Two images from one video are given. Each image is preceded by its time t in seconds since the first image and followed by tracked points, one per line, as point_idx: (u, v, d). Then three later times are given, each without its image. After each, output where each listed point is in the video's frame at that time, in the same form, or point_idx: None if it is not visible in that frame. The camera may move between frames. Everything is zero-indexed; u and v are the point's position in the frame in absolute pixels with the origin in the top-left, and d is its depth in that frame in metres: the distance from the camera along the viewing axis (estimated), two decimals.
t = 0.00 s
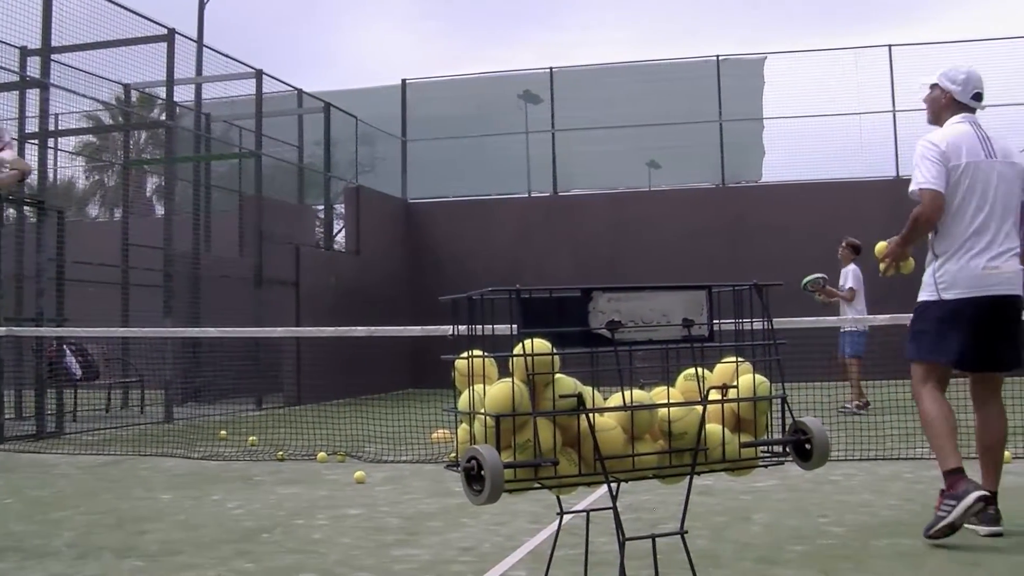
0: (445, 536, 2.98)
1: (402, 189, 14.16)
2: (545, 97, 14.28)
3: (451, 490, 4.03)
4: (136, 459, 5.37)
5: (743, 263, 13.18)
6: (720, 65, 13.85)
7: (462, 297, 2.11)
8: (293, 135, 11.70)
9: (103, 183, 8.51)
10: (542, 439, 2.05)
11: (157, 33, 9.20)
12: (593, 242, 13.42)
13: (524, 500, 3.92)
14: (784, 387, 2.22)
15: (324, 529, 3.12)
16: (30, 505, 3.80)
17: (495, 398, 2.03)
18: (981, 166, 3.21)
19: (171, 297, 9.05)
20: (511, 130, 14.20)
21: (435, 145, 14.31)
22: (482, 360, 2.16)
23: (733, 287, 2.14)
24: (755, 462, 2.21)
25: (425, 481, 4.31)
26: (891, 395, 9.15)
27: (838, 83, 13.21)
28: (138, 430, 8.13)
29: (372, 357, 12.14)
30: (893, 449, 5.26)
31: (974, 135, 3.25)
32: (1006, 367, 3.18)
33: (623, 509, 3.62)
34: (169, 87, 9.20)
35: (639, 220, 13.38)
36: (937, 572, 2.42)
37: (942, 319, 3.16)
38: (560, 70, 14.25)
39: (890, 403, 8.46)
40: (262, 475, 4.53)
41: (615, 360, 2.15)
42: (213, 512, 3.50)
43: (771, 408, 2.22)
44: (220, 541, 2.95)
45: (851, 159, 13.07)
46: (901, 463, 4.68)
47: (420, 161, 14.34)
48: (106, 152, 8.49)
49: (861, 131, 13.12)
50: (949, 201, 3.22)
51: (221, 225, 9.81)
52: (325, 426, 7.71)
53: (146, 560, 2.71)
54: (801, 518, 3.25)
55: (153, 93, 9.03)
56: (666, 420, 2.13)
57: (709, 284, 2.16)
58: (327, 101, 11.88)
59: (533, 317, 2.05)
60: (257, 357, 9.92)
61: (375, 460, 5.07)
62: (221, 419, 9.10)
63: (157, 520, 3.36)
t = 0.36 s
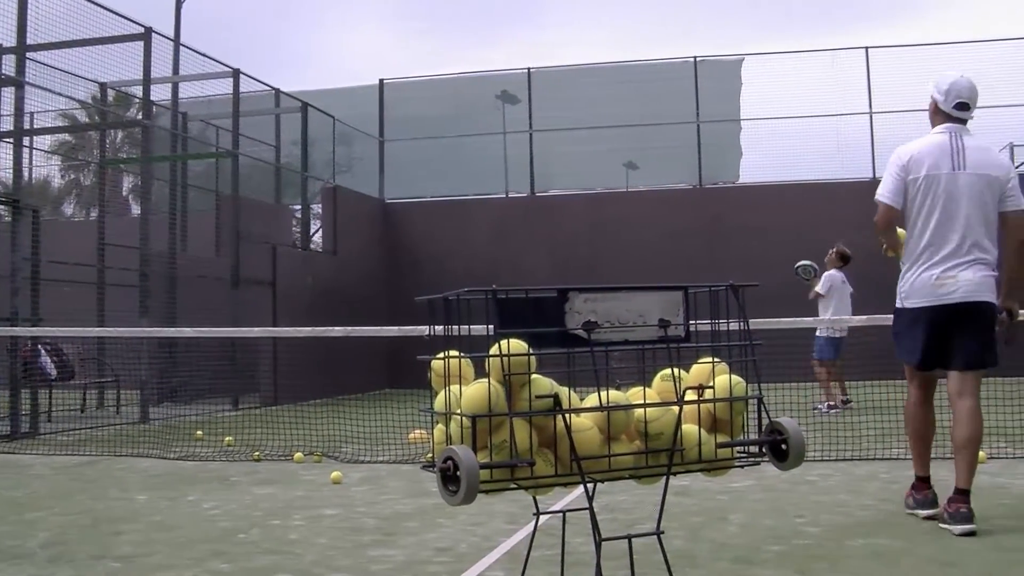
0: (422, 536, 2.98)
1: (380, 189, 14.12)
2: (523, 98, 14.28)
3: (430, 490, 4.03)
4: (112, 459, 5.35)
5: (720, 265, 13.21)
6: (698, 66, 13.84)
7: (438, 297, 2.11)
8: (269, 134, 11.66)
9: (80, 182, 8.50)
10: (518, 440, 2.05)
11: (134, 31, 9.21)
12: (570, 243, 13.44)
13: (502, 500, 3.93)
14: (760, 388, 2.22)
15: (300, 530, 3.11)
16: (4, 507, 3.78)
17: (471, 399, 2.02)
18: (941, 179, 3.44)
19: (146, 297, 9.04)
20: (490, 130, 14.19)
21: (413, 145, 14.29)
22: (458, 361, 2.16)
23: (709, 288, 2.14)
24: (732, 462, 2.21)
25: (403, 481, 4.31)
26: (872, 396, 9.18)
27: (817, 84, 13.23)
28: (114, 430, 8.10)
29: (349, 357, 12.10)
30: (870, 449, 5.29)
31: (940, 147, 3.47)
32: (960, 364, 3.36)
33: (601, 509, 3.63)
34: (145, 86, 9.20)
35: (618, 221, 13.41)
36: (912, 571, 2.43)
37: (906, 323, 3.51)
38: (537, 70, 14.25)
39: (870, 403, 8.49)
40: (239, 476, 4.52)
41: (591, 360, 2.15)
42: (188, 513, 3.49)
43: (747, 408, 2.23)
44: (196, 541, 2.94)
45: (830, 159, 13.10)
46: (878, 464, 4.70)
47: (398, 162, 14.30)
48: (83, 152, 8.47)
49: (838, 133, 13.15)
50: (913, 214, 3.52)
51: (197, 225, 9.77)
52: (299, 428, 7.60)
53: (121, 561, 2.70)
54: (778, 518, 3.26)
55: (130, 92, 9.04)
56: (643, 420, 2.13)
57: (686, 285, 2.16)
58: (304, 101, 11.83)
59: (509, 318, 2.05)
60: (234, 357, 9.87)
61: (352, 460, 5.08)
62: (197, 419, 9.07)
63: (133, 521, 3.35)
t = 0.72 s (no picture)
0: (400, 536, 2.98)
1: (358, 189, 14.10)
2: (502, 98, 14.28)
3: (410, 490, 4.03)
4: (90, 460, 5.33)
5: (698, 266, 13.24)
6: (677, 68, 13.88)
7: (416, 298, 2.11)
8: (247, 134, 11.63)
9: (57, 181, 8.59)
10: (496, 440, 2.05)
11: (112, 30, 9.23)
12: (548, 244, 13.46)
13: (480, 500, 3.93)
14: (738, 389, 2.23)
15: (278, 530, 3.11)
16: None
17: (449, 399, 2.02)
18: (909, 193, 3.57)
19: (124, 296, 9.03)
20: (469, 130, 14.20)
21: (392, 145, 14.27)
22: (437, 361, 2.16)
23: (687, 288, 2.14)
24: (709, 462, 2.22)
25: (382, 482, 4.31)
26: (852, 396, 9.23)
27: (796, 86, 13.28)
28: (91, 430, 8.08)
29: (328, 358, 12.07)
30: (847, 449, 5.31)
31: (907, 164, 3.63)
32: (943, 364, 3.41)
33: (580, 510, 3.64)
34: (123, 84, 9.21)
35: (597, 222, 13.41)
36: (888, 571, 2.44)
37: (893, 328, 3.60)
38: (516, 70, 14.26)
39: (849, 403, 8.54)
40: (216, 476, 4.51)
41: (569, 360, 2.15)
42: (166, 513, 3.49)
43: (725, 408, 2.24)
44: (172, 542, 2.93)
45: (810, 160, 13.14)
46: (856, 463, 4.72)
47: (377, 162, 14.27)
48: (61, 150, 8.54)
49: (816, 133, 13.22)
50: (891, 232, 3.64)
51: (175, 225, 9.73)
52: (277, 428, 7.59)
53: (98, 562, 2.69)
54: (756, 518, 3.27)
55: (108, 90, 9.02)
56: (621, 420, 2.13)
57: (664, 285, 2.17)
58: (282, 101, 11.80)
59: (486, 318, 2.05)
60: (213, 357, 9.84)
61: (330, 461, 5.07)
62: (175, 419, 9.06)
63: (110, 522, 3.34)
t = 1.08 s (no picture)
0: (382, 537, 2.98)
1: (341, 189, 14.06)
2: (484, 98, 14.27)
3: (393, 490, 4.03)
4: (71, 460, 5.32)
5: (680, 267, 13.26)
6: (660, 68, 13.89)
7: (398, 297, 2.11)
8: (229, 134, 11.57)
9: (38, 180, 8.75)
10: (478, 441, 2.05)
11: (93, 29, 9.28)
12: (529, 245, 13.46)
13: (463, 500, 3.94)
14: (720, 389, 2.23)
15: (260, 531, 3.10)
16: None
17: (431, 399, 2.01)
18: (905, 192, 3.73)
19: (106, 296, 9.02)
20: (452, 131, 14.18)
21: (375, 145, 14.24)
22: (418, 360, 2.16)
23: (669, 288, 2.14)
24: (691, 462, 2.22)
25: (365, 482, 4.30)
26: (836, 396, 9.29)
27: (778, 87, 13.34)
28: (73, 430, 8.07)
29: (309, 359, 12.02)
30: (829, 449, 5.33)
31: (900, 168, 3.79)
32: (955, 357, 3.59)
33: (562, 509, 3.64)
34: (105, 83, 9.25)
35: (579, 223, 13.42)
36: (869, 571, 2.45)
37: (893, 322, 3.71)
38: (498, 70, 14.25)
39: (832, 403, 8.56)
40: (198, 476, 4.50)
41: (553, 362, 2.14)
42: (147, 514, 3.48)
43: (707, 408, 2.24)
44: (153, 543, 2.93)
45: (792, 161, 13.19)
46: (838, 463, 4.74)
47: (360, 162, 14.23)
48: (42, 149, 8.86)
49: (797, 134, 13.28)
50: (888, 230, 3.79)
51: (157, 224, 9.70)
52: (260, 428, 7.56)
53: (78, 563, 2.68)
54: (739, 518, 3.28)
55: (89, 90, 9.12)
56: (603, 421, 2.14)
57: (646, 286, 2.17)
58: (266, 100, 11.72)
59: (468, 318, 2.05)
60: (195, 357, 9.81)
61: (312, 461, 5.07)
62: (157, 419, 9.05)
63: (91, 522, 3.33)
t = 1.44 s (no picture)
0: (365, 537, 2.97)
1: (324, 190, 14.06)
2: (468, 98, 14.29)
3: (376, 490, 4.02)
4: (52, 460, 5.30)
5: (663, 269, 13.24)
6: (643, 69, 13.96)
7: (380, 298, 2.10)
8: (211, 134, 11.57)
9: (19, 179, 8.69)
10: (460, 441, 2.05)
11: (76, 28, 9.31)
12: (511, 247, 13.44)
13: (446, 501, 3.94)
14: (701, 390, 2.23)
15: (242, 531, 3.10)
16: None
17: (413, 399, 2.01)
18: (955, 196, 3.78)
19: (88, 294, 9.00)
20: (435, 131, 14.22)
21: (358, 146, 14.26)
22: (400, 361, 2.15)
23: (651, 288, 2.15)
24: (673, 463, 2.22)
25: (347, 482, 4.30)
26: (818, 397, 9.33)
27: (760, 89, 13.42)
28: (54, 430, 8.05)
29: (292, 359, 12.00)
30: (811, 449, 5.35)
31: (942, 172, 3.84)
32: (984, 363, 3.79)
33: (545, 510, 3.65)
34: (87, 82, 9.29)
35: (562, 224, 13.41)
36: (850, 570, 2.46)
37: (930, 323, 3.74)
38: (482, 71, 14.25)
39: (814, 404, 8.59)
40: (181, 476, 4.49)
41: (535, 362, 2.14)
42: (129, 514, 3.47)
43: (689, 408, 2.24)
44: (135, 543, 2.92)
45: (774, 162, 13.26)
46: (821, 463, 4.76)
47: (343, 162, 14.24)
48: (23, 149, 8.74)
49: (780, 137, 13.37)
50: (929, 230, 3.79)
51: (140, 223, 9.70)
52: (240, 428, 7.53)
53: (58, 564, 2.67)
54: (722, 519, 3.28)
55: (72, 88, 9.19)
56: (585, 421, 2.14)
57: (628, 286, 2.18)
58: (249, 100, 11.71)
59: (450, 318, 2.04)
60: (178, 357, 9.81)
61: (295, 461, 5.06)
62: (139, 419, 9.05)
63: (72, 523, 3.32)
